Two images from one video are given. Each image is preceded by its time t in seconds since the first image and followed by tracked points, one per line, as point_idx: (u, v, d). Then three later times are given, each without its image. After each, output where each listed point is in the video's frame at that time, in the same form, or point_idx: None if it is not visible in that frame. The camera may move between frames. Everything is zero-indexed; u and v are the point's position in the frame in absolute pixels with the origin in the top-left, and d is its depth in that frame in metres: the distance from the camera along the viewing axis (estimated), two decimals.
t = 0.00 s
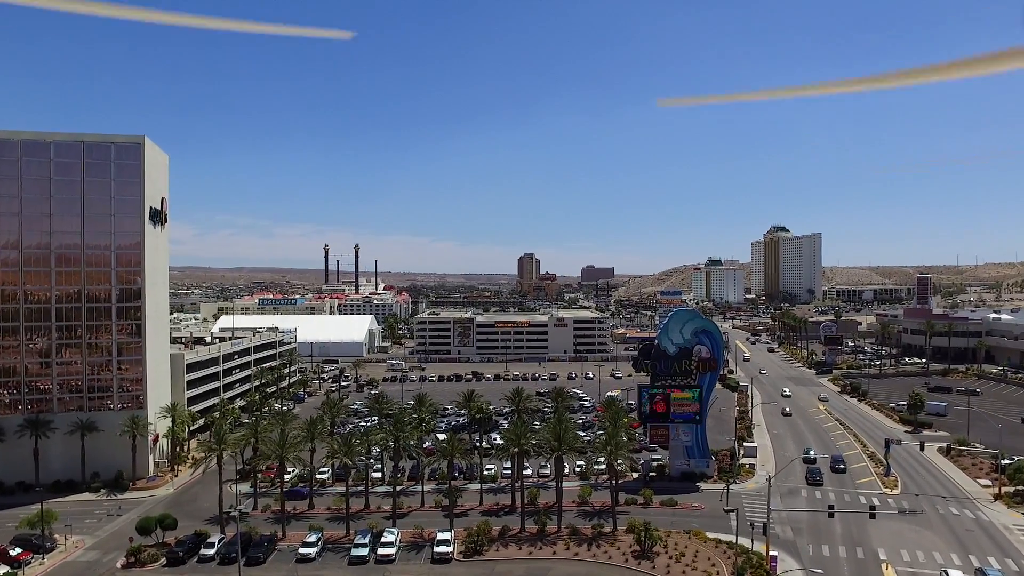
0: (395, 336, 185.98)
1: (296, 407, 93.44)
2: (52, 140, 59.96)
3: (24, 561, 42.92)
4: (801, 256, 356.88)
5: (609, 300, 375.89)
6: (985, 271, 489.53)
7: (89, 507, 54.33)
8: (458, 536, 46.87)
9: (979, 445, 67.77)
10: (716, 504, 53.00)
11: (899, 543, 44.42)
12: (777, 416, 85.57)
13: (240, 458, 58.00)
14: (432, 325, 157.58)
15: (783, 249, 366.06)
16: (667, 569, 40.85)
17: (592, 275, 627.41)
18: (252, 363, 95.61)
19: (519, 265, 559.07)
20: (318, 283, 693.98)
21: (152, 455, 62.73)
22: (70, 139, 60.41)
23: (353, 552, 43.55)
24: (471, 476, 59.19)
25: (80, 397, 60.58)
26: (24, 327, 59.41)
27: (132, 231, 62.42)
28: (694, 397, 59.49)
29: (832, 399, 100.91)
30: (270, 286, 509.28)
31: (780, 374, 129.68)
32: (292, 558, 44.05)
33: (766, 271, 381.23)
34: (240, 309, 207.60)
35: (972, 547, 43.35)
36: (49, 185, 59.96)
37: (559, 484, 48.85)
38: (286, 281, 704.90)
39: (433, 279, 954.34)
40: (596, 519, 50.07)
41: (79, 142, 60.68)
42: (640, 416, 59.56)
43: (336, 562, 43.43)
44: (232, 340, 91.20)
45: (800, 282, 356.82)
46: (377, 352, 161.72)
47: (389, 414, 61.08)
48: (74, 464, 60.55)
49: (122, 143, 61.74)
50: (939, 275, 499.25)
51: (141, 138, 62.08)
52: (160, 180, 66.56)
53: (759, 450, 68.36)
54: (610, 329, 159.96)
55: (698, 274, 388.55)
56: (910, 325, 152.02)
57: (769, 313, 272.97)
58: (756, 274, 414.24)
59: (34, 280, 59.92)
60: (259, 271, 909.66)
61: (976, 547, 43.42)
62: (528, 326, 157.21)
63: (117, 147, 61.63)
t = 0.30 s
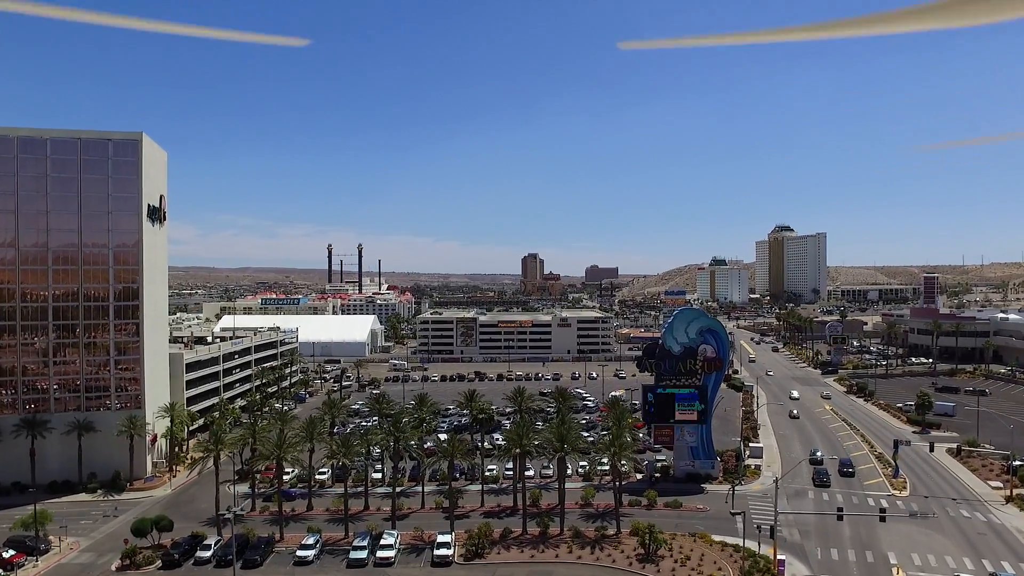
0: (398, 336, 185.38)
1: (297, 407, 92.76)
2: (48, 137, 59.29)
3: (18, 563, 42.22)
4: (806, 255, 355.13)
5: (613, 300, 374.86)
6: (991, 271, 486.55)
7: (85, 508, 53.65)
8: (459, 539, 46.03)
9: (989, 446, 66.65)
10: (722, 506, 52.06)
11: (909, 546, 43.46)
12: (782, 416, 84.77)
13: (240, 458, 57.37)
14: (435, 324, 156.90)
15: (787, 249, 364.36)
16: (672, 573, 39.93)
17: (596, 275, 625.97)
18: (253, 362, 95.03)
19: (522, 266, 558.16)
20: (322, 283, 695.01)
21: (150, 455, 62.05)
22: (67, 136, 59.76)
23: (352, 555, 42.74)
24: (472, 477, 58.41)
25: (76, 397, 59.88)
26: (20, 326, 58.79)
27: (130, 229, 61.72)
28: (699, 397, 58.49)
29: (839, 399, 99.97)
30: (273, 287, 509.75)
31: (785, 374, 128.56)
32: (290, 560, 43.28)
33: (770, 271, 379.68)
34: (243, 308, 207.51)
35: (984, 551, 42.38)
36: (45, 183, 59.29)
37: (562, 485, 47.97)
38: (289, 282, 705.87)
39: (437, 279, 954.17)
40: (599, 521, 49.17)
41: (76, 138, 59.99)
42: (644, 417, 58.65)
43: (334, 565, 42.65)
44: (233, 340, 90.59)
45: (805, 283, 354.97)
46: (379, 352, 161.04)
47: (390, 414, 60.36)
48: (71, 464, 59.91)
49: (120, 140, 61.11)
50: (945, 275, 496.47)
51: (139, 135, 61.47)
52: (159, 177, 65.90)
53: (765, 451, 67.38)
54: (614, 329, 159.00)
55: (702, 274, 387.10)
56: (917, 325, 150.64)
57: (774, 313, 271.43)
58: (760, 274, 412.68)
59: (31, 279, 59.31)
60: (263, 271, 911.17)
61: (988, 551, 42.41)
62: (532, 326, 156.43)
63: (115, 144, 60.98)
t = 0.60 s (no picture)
0: (401, 335, 184.49)
1: (297, 407, 91.81)
2: (44, 132, 58.43)
3: (7, 566, 41.31)
4: (810, 255, 353.16)
5: (617, 300, 373.33)
6: (997, 270, 483.36)
7: (79, 509, 52.79)
8: (459, 542, 44.99)
9: (999, 447, 65.38)
10: (728, 509, 50.90)
11: (921, 551, 42.25)
12: (788, 416, 83.64)
13: (237, 459, 56.42)
14: (437, 324, 155.87)
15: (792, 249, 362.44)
16: None
17: (599, 275, 624.28)
18: (252, 362, 94.13)
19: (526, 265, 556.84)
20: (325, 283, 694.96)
21: (146, 455, 61.17)
22: (63, 132, 58.91)
23: (349, 559, 41.70)
24: (473, 478, 57.38)
25: (72, 396, 59.05)
26: (15, 324, 57.99)
27: (126, 227, 60.78)
28: (704, 398, 57.33)
29: (845, 399, 98.75)
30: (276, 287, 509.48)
31: (790, 374, 127.23)
32: (286, 564, 42.30)
33: (774, 271, 377.94)
34: (245, 307, 206.94)
35: (999, 556, 41.14)
36: (40, 179, 58.42)
37: (564, 488, 46.87)
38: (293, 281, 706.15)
39: (440, 279, 953.64)
40: (603, 523, 48.09)
41: (72, 134, 59.12)
42: (648, 417, 57.51)
43: (330, 569, 41.63)
44: (232, 339, 89.70)
45: (810, 282, 352.95)
46: (381, 352, 160.11)
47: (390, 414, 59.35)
48: (66, 465, 59.04)
49: (116, 136, 60.14)
50: (951, 275, 493.60)
51: (135, 131, 60.49)
52: (156, 174, 64.93)
53: (771, 451, 66.23)
54: (617, 328, 157.78)
55: (706, 274, 385.34)
56: (923, 324, 149.04)
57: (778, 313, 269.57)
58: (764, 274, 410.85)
59: (26, 276, 58.48)
60: (267, 271, 911.99)
61: (1003, 556, 41.20)
62: (535, 325, 155.32)
63: (111, 140, 60.04)
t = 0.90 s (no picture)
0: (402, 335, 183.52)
1: (297, 407, 90.92)
2: (38, 128, 57.64)
3: None
4: (814, 254, 351.50)
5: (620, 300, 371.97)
6: (1002, 270, 480.75)
7: (73, 511, 51.94)
8: (458, 545, 44.03)
9: (1009, 448, 64.24)
10: (733, 511, 49.85)
11: (933, 555, 41.11)
12: (793, 417, 82.61)
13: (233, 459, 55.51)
14: (439, 324, 154.85)
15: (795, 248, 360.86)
16: None
17: (602, 275, 622.82)
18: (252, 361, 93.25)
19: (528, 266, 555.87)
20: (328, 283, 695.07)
21: (142, 456, 60.32)
22: (57, 127, 58.13)
23: (345, 562, 40.70)
24: (473, 479, 56.42)
25: (66, 396, 58.24)
26: (9, 323, 57.18)
27: (121, 224, 59.90)
28: (709, 398, 56.28)
29: (851, 399, 97.61)
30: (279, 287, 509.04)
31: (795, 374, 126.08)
32: (281, 567, 41.32)
33: (778, 271, 376.21)
34: (246, 307, 206.21)
35: (1013, 560, 39.98)
36: (34, 175, 57.62)
37: (566, 490, 45.80)
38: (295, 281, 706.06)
39: (442, 279, 953.12)
40: (606, 526, 47.07)
41: (67, 130, 58.34)
42: (652, 417, 56.46)
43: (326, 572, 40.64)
44: (231, 339, 88.83)
45: (813, 282, 351.24)
46: (383, 352, 159.20)
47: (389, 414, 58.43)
48: (60, 465, 58.21)
49: (111, 131, 59.33)
50: (955, 275, 491.22)
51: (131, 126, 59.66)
52: (153, 170, 64.07)
53: (776, 453, 65.17)
54: (620, 328, 156.63)
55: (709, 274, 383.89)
56: (929, 324, 147.65)
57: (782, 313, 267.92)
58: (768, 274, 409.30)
59: (19, 274, 57.66)
60: (269, 271, 912.37)
61: (1017, 560, 40.07)
62: (537, 325, 154.30)
63: (106, 136, 59.24)
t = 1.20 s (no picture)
0: (404, 335, 182.48)
1: (295, 409, 89.84)
2: (30, 124, 56.63)
3: None
4: (818, 254, 349.60)
5: (623, 300, 370.47)
6: (1007, 270, 477.94)
7: (64, 514, 50.88)
8: (456, 551, 42.84)
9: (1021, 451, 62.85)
10: (739, 516, 48.60)
11: (946, 562, 39.79)
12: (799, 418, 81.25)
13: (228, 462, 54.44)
14: (441, 324, 153.69)
15: (799, 248, 359.01)
16: None
17: (605, 274, 621.18)
18: (250, 362, 92.19)
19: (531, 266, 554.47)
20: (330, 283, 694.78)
21: (136, 458, 59.26)
22: (49, 123, 57.11)
23: (339, 568, 39.53)
24: (473, 482, 55.26)
25: (59, 397, 57.21)
26: None
27: (113, 221, 58.83)
28: (714, 399, 55.03)
29: (857, 400, 96.19)
30: (282, 287, 509.35)
31: (800, 375, 124.70)
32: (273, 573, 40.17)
33: (782, 271, 374.32)
34: (248, 307, 205.35)
35: None
36: (26, 172, 56.58)
37: (568, 494, 44.43)
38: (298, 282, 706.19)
39: (445, 279, 952.61)
40: (608, 531, 45.85)
41: (58, 126, 57.33)
42: (656, 419, 55.20)
43: None
44: (229, 338, 87.81)
45: (817, 282, 349.33)
46: (384, 352, 158.17)
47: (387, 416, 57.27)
48: (52, 467, 57.18)
49: (104, 127, 58.36)
50: (960, 275, 488.76)
51: (125, 122, 58.70)
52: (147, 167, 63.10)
53: (783, 455, 63.88)
54: (623, 328, 155.33)
55: (713, 274, 382.29)
56: (936, 324, 146.05)
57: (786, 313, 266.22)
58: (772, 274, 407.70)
59: (11, 272, 56.60)
60: (272, 272, 912.59)
61: None
62: (539, 325, 153.08)
63: (99, 132, 58.26)
